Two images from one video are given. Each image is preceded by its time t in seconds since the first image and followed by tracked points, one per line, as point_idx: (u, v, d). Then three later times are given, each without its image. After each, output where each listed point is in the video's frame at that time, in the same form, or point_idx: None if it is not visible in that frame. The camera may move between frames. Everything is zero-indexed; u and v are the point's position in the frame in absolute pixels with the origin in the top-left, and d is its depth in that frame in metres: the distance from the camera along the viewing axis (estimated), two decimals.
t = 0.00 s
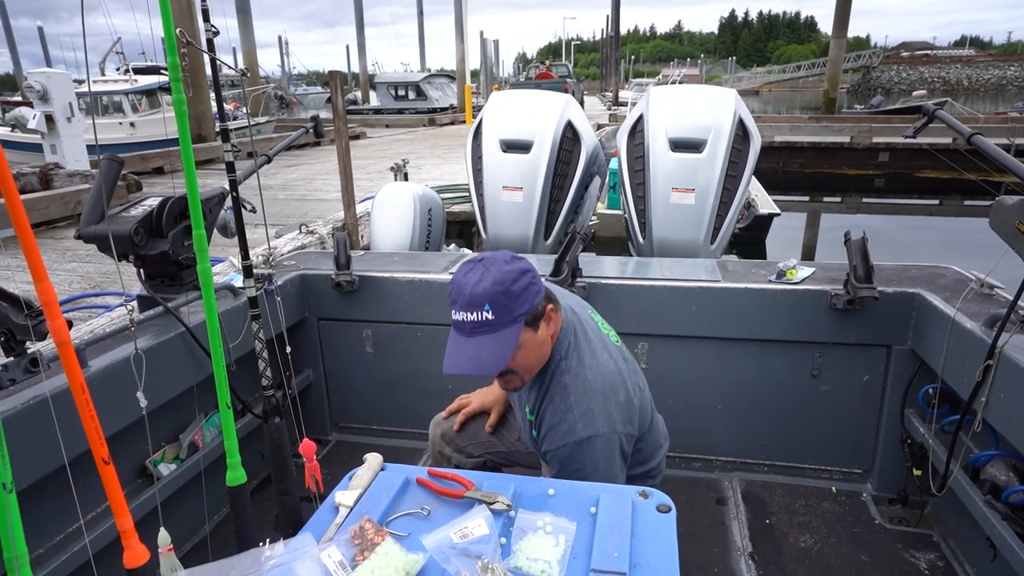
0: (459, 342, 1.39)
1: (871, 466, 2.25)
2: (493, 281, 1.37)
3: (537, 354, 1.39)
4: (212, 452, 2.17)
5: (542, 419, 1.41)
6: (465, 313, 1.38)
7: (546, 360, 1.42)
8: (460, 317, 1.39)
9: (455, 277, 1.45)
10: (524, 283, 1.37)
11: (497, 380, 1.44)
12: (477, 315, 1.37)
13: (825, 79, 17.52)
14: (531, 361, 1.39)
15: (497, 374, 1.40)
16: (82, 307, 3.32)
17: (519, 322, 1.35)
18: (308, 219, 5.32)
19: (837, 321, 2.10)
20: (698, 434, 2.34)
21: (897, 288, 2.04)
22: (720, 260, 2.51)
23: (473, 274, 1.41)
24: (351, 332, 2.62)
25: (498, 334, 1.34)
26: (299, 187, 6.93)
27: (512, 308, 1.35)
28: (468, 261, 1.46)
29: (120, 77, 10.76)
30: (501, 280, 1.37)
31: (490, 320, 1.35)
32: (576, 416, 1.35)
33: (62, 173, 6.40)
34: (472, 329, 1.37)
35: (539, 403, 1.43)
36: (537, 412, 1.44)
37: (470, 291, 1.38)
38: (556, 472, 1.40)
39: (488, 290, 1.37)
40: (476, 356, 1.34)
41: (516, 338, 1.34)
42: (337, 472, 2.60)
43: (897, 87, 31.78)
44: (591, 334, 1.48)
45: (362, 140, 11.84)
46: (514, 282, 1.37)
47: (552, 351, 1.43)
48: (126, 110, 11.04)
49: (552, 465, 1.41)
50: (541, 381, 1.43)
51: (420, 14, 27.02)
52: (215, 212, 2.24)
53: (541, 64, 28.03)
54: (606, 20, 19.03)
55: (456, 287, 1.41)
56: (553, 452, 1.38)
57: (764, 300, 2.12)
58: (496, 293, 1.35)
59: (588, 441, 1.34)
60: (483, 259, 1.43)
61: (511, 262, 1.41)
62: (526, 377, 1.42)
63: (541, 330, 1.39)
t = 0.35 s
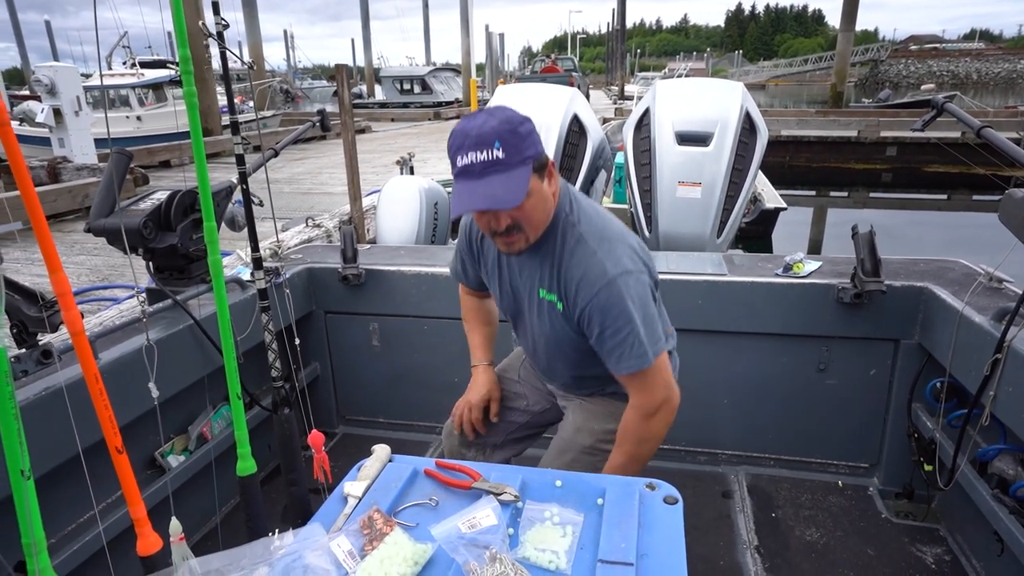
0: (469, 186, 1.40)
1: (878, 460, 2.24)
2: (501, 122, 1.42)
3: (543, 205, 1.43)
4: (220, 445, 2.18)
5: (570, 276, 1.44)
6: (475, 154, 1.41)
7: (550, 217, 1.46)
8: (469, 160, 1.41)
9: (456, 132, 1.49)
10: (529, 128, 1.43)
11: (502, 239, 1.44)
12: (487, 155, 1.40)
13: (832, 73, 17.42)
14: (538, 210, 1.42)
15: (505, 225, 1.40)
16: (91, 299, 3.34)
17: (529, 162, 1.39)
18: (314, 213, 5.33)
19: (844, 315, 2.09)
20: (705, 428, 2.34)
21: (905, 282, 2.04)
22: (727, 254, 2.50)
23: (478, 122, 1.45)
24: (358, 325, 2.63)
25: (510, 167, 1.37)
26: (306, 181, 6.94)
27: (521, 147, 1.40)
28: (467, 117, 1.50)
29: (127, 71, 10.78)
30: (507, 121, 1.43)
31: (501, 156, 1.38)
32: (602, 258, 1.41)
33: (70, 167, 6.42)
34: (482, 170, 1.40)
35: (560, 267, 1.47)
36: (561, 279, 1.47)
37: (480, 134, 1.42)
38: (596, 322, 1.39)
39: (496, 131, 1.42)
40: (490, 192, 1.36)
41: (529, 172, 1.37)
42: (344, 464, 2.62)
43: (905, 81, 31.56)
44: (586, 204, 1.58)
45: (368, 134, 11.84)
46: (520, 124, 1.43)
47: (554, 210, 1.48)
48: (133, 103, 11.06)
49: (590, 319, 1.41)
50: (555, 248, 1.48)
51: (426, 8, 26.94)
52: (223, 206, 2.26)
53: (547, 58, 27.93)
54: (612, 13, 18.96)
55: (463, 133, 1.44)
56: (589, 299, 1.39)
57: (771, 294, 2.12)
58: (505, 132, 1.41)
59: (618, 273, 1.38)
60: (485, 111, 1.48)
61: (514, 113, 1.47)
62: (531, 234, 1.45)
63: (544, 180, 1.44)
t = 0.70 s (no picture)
0: (518, 44, 1.30)
1: (881, 466, 2.25)
2: None
3: (584, 81, 1.37)
4: (224, 451, 2.18)
5: (634, 142, 1.39)
6: (523, 12, 1.32)
7: (586, 100, 1.41)
8: (517, 18, 1.32)
9: None
10: None
11: (538, 118, 1.36)
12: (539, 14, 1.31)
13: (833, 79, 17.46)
14: (577, 91, 1.36)
15: (543, 100, 1.33)
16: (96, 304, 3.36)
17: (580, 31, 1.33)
18: (317, 218, 5.35)
19: (845, 321, 2.10)
20: (708, 434, 2.35)
21: (905, 287, 2.05)
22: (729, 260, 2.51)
23: None
24: (362, 332, 2.64)
25: (562, 27, 1.30)
26: (308, 186, 6.97)
27: (571, 14, 1.33)
28: None
29: (131, 76, 10.82)
30: None
31: (552, 17, 1.31)
32: (662, 122, 1.40)
33: (74, 172, 6.45)
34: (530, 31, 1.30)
35: (618, 140, 1.40)
36: (622, 153, 1.40)
37: None
38: (679, 174, 1.35)
39: None
40: (537, 52, 1.27)
41: (577, 43, 1.31)
42: (348, 470, 2.62)
43: (905, 86, 31.63)
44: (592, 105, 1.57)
45: (370, 139, 11.89)
46: None
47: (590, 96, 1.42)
48: (137, 108, 11.11)
49: (670, 175, 1.35)
50: (604, 125, 1.42)
51: (428, 13, 27.04)
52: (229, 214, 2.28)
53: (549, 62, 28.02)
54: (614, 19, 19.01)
55: None
56: (668, 150, 1.36)
57: (773, 301, 2.13)
58: None
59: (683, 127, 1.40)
60: None
61: None
62: (569, 115, 1.38)
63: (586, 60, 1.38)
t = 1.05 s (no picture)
0: (640, 78, 1.20)
1: (877, 510, 2.24)
2: (692, 17, 1.24)
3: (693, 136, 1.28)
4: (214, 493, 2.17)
5: (738, 189, 1.32)
6: (652, 44, 1.23)
7: (688, 152, 1.31)
8: (644, 49, 1.23)
9: (628, 11, 1.27)
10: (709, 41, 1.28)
11: (636, 160, 1.24)
12: (667, 51, 1.23)
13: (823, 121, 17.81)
14: (685, 143, 1.26)
15: (649, 142, 1.23)
16: (90, 341, 3.35)
17: (703, 79, 1.24)
18: (313, 255, 5.38)
19: (837, 365, 2.12)
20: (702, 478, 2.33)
21: (895, 331, 2.07)
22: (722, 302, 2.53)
23: (661, 9, 1.26)
24: (356, 372, 2.64)
25: (687, 73, 1.22)
26: (306, 222, 7.02)
27: (699, 60, 1.25)
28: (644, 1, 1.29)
29: (133, 111, 10.97)
30: (699, 22, 1.25)
31: (680, 58, 1.23)
32: (759, 169, 1.36)
33: (73, 206, 6.50)
34: (654, 67, 1.21)
35: (720, 186, 1.32)
36: (724, 199, 1.32)
37: (665, 20, 1.23)
38: (787, 225, 1.31)
39: (683, 26, 1.24)
40: (658, 91, 1.18)
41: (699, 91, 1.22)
42: (340, 512, 2.59)
43: (896, 127, 32.19)
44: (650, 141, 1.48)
45: (369, 175, 12.01)
46: (705, 35, 1.27)
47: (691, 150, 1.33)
48: (138, 143, 11.24)
49: (779, 225, 1.31)
50: (702, 169, 1.33)
51: (428, 52, 27.57)
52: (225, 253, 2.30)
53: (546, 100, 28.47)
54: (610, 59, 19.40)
55: (645, 15, 1.24)
56: (774, 200, 1.32)
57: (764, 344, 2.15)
58: (692, 31, 1.24)
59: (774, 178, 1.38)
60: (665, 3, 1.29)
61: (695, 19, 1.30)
62: (670, 163, 1.27)
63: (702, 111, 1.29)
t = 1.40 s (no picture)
0: (641, 103, 1.19)
1: (872, 540, 2.21)
2: (696, 40, 1.23)
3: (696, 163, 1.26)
4: (200, 520, 2.14)
5: (747, 214, 1.33)
6: (654, 69, 1.22)
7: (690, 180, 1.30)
8: (645, 73, 1.22)
9: (630, 32, 1.26)
10: (714, 64, 1.26)
11: (638, 189, 1.23)
12: (671, 76, 1.22)
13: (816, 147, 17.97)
14: (687, 171, 1.25)
15: (651, 170, 1.21)
16: (79, 364, 3.32)
17: (708, 104, 1.23)
18: (307, 277, 5.36)
19: (831, 394, 2.11)
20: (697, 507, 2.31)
21: (889, 360, 2.07)
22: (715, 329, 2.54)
23: (664, 31, 1.24)
24: (349, 395, 2.62)
25: (690, 98, 1.21)
26: (301, 244, 7.01)
27: (703, 86, 1.23)
28: (648, 22, 1.28)
29: (131, 132, 11.00)
30: (704, 45, 1.23)
31: (683, 82, 1.22)
32: (764, 193, 1.38)
33: (67, 227, 6.48)
34: (656, 92, 1.20)
35: (729, 212, 1.33)
36: (733, 225, 1.33)
37: (668, 43, 1.22)
38: (797, 249, 1.34)
39: (686, 50, 1.23)
40: (661, 118, 1.17)
41: (703, 120, 1.21)
42: (328, 539, 2.55)
43: (888, 152, 32.51)
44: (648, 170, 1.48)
45: (365, 197, 12.04)
46: (711, 59, 1.25)
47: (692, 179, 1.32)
48: (135, 163, 11.26)
49: (788, 249, 1.34)
50: (708, 195, 1.34)
51: (426, 76, 27.83)
52: (219, 275, 2.30)
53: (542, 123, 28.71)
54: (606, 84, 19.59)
55: (647, 38, 1.23)
56: (782, 224, 1.34)
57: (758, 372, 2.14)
58: (696, 55, 1.23)
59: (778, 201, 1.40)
60: (669, 24, 1.27)
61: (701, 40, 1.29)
62: (672, 191, 1.26)
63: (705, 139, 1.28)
